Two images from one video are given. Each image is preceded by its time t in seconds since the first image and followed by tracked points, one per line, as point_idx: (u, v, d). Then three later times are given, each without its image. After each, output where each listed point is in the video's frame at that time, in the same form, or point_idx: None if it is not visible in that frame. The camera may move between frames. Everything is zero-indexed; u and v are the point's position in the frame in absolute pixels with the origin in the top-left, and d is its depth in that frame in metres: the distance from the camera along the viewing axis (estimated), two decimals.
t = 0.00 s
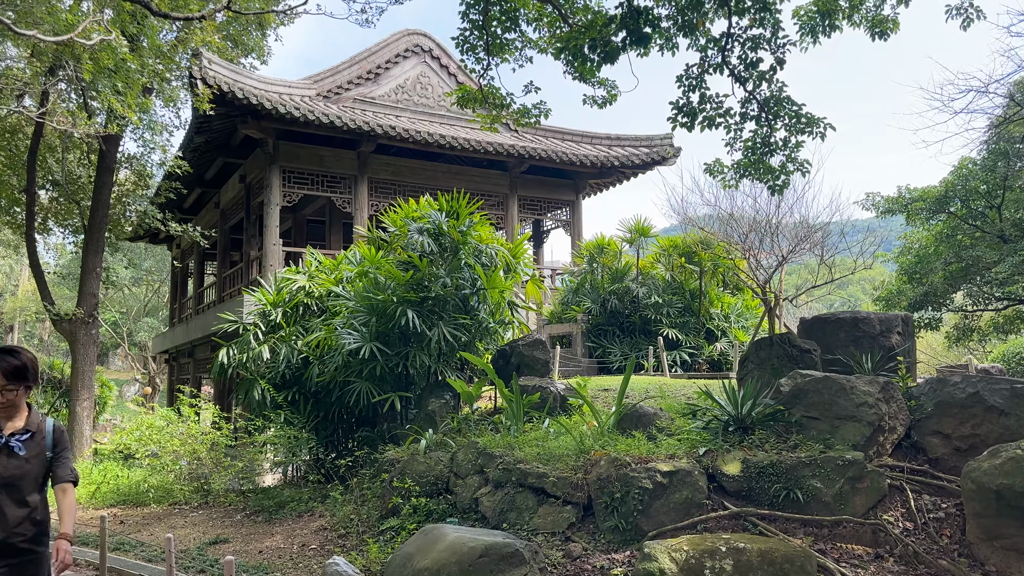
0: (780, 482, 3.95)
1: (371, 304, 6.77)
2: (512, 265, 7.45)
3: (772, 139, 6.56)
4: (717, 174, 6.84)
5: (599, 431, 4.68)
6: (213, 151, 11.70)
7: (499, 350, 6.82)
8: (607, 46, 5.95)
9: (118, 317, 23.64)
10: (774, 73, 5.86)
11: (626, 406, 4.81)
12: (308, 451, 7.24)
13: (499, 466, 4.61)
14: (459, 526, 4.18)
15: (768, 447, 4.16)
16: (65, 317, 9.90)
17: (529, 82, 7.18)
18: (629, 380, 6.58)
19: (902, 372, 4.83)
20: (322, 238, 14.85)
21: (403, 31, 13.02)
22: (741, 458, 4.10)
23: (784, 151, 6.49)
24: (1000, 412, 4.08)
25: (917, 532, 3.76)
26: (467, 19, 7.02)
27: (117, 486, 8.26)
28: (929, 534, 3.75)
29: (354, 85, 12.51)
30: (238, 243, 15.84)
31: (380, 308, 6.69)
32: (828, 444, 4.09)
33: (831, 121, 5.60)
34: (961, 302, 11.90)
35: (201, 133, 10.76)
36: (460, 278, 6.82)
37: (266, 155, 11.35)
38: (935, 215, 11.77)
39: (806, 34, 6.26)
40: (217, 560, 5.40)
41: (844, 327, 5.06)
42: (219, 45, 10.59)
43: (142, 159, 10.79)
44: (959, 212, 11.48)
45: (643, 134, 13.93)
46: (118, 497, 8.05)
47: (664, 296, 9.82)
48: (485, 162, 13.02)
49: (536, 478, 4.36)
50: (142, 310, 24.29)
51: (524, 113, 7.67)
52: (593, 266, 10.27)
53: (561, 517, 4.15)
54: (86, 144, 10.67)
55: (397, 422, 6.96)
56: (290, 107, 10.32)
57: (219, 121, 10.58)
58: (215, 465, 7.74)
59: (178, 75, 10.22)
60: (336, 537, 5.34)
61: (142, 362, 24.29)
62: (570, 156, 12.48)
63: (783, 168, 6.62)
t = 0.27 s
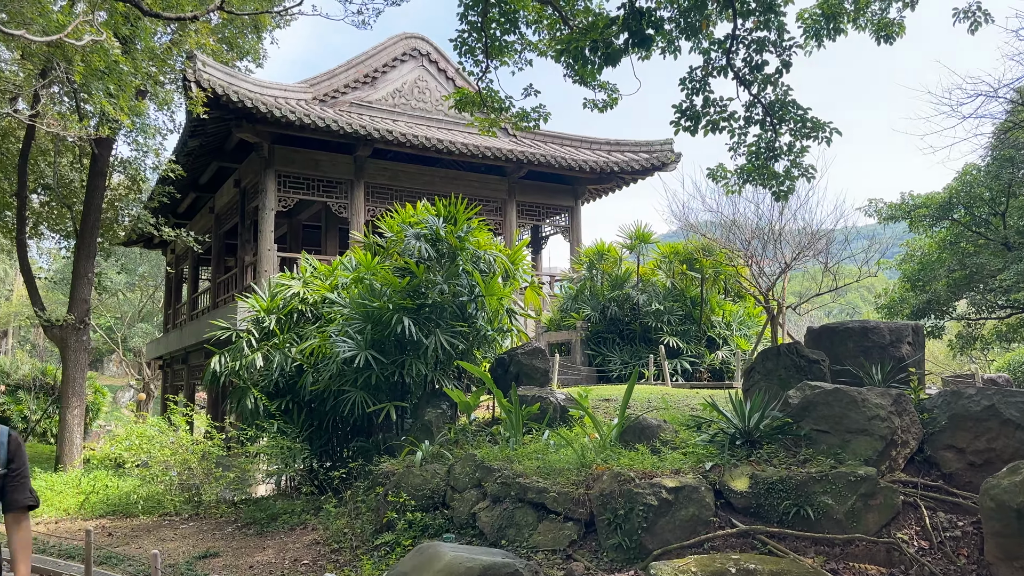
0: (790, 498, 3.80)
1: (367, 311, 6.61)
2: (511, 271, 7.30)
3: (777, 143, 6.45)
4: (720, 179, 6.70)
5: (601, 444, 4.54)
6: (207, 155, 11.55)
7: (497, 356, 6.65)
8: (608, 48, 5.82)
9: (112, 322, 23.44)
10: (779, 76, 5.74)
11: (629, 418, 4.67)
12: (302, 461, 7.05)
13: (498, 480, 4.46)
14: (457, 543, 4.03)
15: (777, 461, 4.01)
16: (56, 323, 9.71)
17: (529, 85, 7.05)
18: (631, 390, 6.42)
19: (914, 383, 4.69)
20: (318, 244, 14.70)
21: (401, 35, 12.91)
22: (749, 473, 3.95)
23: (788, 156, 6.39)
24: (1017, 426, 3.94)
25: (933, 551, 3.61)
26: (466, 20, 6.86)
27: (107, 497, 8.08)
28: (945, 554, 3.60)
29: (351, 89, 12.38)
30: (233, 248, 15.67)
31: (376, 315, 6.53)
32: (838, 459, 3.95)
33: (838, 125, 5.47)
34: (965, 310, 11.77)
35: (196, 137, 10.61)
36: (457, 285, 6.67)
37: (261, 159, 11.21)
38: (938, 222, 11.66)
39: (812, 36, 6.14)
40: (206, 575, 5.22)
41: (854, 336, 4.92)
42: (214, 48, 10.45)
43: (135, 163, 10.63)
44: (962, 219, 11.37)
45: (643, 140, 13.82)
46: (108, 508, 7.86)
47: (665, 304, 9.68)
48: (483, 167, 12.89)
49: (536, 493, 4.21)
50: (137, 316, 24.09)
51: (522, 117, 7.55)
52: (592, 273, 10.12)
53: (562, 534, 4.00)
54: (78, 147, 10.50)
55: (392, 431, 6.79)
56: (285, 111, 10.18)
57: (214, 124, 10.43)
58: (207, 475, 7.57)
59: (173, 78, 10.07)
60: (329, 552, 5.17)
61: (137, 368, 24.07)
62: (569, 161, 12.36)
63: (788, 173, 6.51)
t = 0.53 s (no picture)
0: (807, 507, 3.68)
1: (367, 315, 6.48)
2: (514, 274, 7.17)
3: (786, 144, 6.34)
4: (727, 180, 6.59)
5: (610, 450, 4.42)
6: (205, 158, 11.44)
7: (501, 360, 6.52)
8: (615, 45, 5.71)
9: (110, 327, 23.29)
10: (789, 75, 5.64)
11: (638, 424, 4.56)
12: (301, 467, 6.91)
13: (504, 487, 4.33)
14: (462, 553, 3.89)
15: (792, 468, 3.89)
16: (52, 326, 9.56)
17: (533, 85, 6.94)
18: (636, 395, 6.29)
19: (930, 389, 4.57)
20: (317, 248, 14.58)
21: (401, 37, 12.81)
22: (764, 481, 3.83)
23: (797, 157, 6.26)
24: None
25: (956, 561, 3.49)
26: (469, 19, 6.73)
27: (102, 503, 7.92)
28: (969, 564, 3.48)
29: (351, 92, 12.28)
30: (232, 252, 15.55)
31: (377, 318, 6.41)
32: (856, 466, 3.82)
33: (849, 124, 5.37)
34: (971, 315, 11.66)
35: (194, 139, 10.50)
36: (460, 288, 6.55)
37: (260, 162, 11.09)
38: (943, 226, 11.57)
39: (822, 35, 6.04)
40: None
41: (868, 340, 4.81)
42: (213, 49, 10.34)
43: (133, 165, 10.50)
44: (968, 223, 11.28)
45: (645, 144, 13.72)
46: (104, 515, 7.71)
47: (669, 308, 9.55)
48: (484, 171, 12.77)
49: (543, 501, 4.08)
50: (135, 321, 23.94)
51: (526, 118, 7.44)
52: (596, 277, 9.99)
53: (570, 543, 3.86)
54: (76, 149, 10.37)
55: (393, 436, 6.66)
56: (285, 112, 10.07)
57: (213, 126, 10.32)
58: (204, 482, 7.42)
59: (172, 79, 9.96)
60: (329, 561, 5.03)
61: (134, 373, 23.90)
62: (571, 164, 12.25)
63: (797, 174, 6.39)
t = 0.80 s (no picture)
0: (835, 517, 3.55)
1: (374, 319, 6.35)
2: (522, 277, 7.03)
3: (799, 144, 6.21)
4: (739, 181, 6.47)
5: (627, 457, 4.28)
6: (207, 161, 11.32)
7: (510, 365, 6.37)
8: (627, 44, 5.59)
9: (111, 333, 23.16)
10: (804, 73, 5.52)
11: (654, 430, 4.42)
12: (305, 475, 6.77)
13: (517, 497, 4.20)
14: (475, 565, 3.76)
15: (818, 477, 3.76)
16: (52, 332, 9.40)
17: (541, 86, 6.82)
18: (649, 402, 6.15)
19: (956, 394, 4.44)
20: (320, 253, 14.45)
21: (405, 40, 12.70)
22: (789, 490, 3.70)
23: (812, 157, 6.13)
24: None
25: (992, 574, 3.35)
26: (476, 18, 6.60)
27: (102, 512, 7.77)
28: None
29: (354, 95, 12.17)
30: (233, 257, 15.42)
31: (383, 322, 6.27)
32: (884, 474, 3.69)
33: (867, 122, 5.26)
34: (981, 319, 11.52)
35: (197, 142, 10.39)
36: (467, 291, 6.42)
37: (262, 165, 10.96)
38: (953, 229, 11.45)
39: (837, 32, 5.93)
40: None
41: (890, 344, 4.68)
42: (215, 51, 10.23)
43: (134, 169, 10.38)
44: (978, 226, 11.15)
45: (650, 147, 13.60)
46: (104, 524, 7.56)
47: (678, 312, 9.42)
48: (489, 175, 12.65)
49: (558, 511, 3.94)
50: (135, 326, 23.80)
51: (533, 119, 7.33)
52: (603, 280, 9.86)
53: (587, 555, 3.72)
54: (76, 153, 10.25)
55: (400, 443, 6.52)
56: (288, 115, 9.96)
57: (215, 129, 10.20)
58: (206, 490, 7.27)
59: (174, 81, 9.84)
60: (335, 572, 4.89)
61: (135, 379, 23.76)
62: (576, 168, 12.13)
63: (811, 174, 6.26)
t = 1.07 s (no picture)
0: (867, 534, 3.40)
1: (381, 328, 6.21)
2: (530, 285, 6.87)
3: (816, 147, 6.12)
4: (755, 186, 6.37)
5: (646, 471, 4.14)
6: (211, 170, 11.22)
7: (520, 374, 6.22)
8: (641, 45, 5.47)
9: (114, 343, 23.06)
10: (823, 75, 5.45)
11: (674, 444, 4.29)
12: (310, 488, 6.62)
13: (532, 513, 4.05)
14: None
15: (848, 493, 3.62)
16: (54, 342, 9.27)
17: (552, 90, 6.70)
18: (664, 413, 6.01)
19: (987, 405, 4.28)
20: (324, 261, 14.34)
21: (410, 47, 12.60)
22: (818, 505, 3.55)
23: (830, 161, 6.05)
24: None
25: None
26: (484, 21, 6.48)
27: (104, 526, 7.62)
28: None
29: (359, 102, 12.07)
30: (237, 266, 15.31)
31: (391, 331, 6.14)
32: (918, 489, 3.54)
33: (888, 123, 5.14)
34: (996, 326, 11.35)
35: (201, 150, 10.30)
36: (476, 299, 6.28)
37: (267, 173, 10.86)
38: (966, 236, 11.30)
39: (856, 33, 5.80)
40: None
41: (916, 354, 4.53)
42: (219, 58, 10.15)
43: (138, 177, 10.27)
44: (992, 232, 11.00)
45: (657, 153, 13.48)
46: (105, 538, 7.41)
47: (688, 321, 9.27)
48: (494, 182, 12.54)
49: (576, 527, 3.79)
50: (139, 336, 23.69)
51: (543, 124, 7.21)
52: (612, 288, 9.71)
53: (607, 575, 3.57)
54: (80, 161, 10.15)
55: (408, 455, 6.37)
56: (293, 122, 9.86)
57: (219, 137, 10.10)
58: (210, 503, 7.13)
59: (178, 89, 9.75)
60: None
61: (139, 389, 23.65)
62: (583, 175, 12.02)
63: (829, 179, 6.17)
